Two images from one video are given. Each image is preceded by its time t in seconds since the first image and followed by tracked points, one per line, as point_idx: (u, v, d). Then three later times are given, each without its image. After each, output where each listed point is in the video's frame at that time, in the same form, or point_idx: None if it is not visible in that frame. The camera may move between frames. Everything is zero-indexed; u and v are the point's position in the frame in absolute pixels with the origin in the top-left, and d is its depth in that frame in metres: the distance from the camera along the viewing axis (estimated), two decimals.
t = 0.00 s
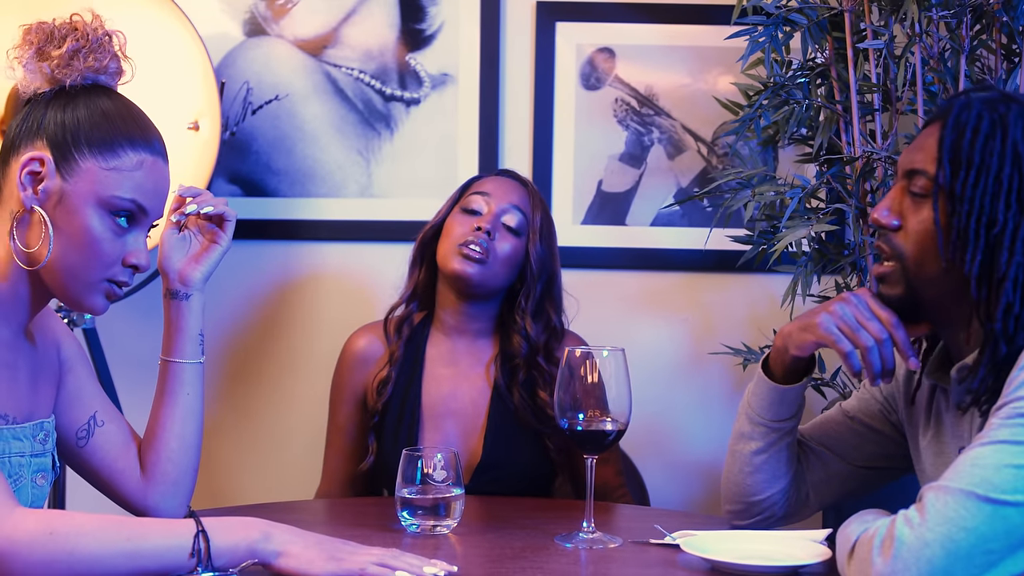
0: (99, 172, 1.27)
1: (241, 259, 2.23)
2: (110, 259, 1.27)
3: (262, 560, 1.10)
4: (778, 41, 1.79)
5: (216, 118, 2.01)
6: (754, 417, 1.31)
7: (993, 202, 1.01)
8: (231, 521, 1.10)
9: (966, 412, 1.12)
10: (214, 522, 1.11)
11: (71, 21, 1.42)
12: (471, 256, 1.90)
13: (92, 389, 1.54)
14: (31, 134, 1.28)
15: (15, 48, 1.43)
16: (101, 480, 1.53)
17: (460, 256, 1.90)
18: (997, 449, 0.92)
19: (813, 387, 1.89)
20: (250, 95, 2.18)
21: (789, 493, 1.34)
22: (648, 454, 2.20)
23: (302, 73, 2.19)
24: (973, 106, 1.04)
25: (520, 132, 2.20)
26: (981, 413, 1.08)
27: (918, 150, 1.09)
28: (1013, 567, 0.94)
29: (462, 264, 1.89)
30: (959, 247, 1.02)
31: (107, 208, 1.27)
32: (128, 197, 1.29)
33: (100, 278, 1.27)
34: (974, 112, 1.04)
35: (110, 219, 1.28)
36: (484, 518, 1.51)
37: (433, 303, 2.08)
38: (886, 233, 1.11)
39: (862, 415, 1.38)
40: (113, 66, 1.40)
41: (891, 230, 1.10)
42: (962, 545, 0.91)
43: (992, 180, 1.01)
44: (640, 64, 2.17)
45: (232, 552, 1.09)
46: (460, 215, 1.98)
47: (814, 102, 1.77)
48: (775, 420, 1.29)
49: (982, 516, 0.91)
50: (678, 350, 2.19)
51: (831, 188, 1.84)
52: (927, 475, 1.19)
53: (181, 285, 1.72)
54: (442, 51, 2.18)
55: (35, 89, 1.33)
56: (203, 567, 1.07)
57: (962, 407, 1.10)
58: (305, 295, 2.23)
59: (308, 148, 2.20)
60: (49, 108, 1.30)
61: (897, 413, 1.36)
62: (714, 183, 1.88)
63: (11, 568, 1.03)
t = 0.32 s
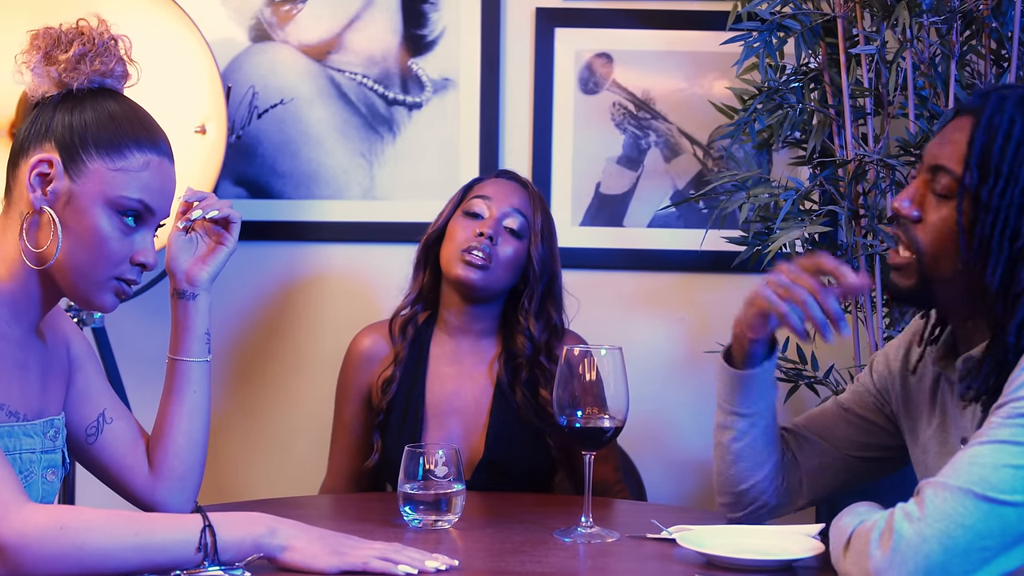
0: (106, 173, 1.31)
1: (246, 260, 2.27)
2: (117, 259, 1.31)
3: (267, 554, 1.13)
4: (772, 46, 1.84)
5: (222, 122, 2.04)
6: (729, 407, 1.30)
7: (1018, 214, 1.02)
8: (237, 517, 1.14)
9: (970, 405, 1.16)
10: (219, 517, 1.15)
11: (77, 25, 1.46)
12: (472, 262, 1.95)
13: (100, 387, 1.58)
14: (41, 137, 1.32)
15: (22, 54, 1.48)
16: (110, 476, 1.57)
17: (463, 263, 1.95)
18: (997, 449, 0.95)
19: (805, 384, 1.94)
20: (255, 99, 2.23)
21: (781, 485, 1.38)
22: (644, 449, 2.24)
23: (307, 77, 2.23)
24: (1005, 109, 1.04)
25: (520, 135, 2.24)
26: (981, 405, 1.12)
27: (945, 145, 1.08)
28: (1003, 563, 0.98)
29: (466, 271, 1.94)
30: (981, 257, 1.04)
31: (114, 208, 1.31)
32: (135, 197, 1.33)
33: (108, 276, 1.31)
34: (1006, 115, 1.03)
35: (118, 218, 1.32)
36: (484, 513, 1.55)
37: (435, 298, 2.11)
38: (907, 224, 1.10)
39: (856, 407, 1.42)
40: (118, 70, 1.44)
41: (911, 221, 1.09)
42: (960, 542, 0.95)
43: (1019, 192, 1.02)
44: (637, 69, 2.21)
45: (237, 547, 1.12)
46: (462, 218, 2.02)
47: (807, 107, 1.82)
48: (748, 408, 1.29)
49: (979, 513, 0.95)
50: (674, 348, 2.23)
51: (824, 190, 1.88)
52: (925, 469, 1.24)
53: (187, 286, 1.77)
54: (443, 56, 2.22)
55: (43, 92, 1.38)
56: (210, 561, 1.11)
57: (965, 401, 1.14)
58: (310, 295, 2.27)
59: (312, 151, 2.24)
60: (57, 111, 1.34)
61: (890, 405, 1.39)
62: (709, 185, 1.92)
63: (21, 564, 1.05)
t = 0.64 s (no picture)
0: (113, 173, 1.36)
1: (251, 261, 2.31)
2: (125, 258, 1.36)
3: (273, 548, 1.16)
4: (766, 52, 1.88)
5: (228, 126, 2.10)
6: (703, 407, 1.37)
7: (996, 257, 0.99)
8: (243, 512, 1.17)
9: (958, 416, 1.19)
10: (225, 512, 1.17)
11: (83, 30, 1.52)
12: (478, 265, 1.99)
13: (109, 385, 1.62)
14: (49, 138, 1.37)
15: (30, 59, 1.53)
16: (118, 472, 1.61)
17: (469, 266, 1.99)
18: (987, 450, 0.95)
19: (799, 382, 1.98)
20: (261, 103, 2.27)
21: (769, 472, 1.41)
22: (642, 445, 2.28)
23: (311, 82, 2.27)
24: (974, 144, 1.01)
25: (520, 138, 2.28)
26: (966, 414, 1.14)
27: (918, 183, 1.06)
28: (997, 567, 0.97)
29: (472, 274, 1.98)
30: (960, 299, 1.03)
31: (122, 207, 1.36)
32: (141, 197, 1.38)
33: (117, 273, 1.36)
34: (974, 150, 1.00)
35: (126, 217, 1.36)
36: (485, 508, 1.59)
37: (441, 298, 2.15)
38: (890, 263, 1.11)
39: (854, 402, 1.45)
40: (124, 73, 1.49)
41: (894, 261, 1.10)
42: (946, 540, 0.95)
43: (993, 238, 0.99)
44: (634, 73, 2.25)
45: (244, 541, 1.15)
46: (462, 222, 2.06)
47: (801, 110, 1.86)
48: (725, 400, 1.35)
49: (966, 513, 0.94)
50: (670, 346, 2.27)
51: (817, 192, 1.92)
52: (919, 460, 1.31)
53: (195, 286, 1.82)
54: (445, 61, 2.27)
55: (51, 95, 1.42)
56: (216, 555, 1.14)
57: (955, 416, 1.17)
58: (315, 294, 2.31)
59: (317, 154, 2.28)
60: (64, 114, 1.38)
61: (887, 404, 1.42)
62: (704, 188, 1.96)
63: (32, 559, 1.08)
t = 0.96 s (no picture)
0: (122, 174, 1.40)
1: (258, 261, 2.35)
2: (134, 258, 1.40)
3: (279, 542, 1.19)
4: (760, 57, 1.93)
5: (234, 129, 2.13)
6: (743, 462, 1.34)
7: (979, 222, 1.02)
8: (249, 507, 1.20)
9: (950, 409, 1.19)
10: (231, 507, 1.21)
11: (90, 36, 1.56)
12: (518, 268, 2.02)
13: (117, 383, 1.67)
14: (58, 142, 1.41)
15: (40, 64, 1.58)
16: (128, 468, 1.65)
17: (511, 271, 2.01)
18: (972, 445, 0.97)
19: (793, 380, 2.02)
20: (267, 108, 2.32)
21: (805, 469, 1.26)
22: (639, 441, 2.33)
23: (316, 87, 2.32)
24: (959, 124, 1.05)
25: (519, 142, 2.33)
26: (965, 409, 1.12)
27: (906, 163, 1.10)
28: (982, 559, 0.99)
29: (516, 278, 2.01)
30: (947, 266, 1.05)
31: (130, 208, 1.40)
32: (149, 197, 1.42)
33: (126, 272, 1.40)
34: (959, 128, 1.04)
35: (135, 217, 1.41)
36: (486, 503, 1.64)
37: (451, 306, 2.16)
38: (879, 241, 1.14)
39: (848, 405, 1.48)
40: (130, 77, 1.54)
41: (882, 237, 1.13)
42: (930, 534, 0.97)
43: (978, 202, 1.02)
44: (631, 78, 2.30)
45: (250, 535, 1.19)
46: (483, 231, 2.06)
47: (794, 115, 1.91)
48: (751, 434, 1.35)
49: (951, 507, 0.97)
50: (666, 344, 2.32)
51: (810, 195, 1.96)
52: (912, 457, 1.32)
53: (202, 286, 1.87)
54: (446, 66, 2.31)
55: (60, 100, 1.47)
56: (223, 549, 1.17)
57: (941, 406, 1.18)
58: (322, 293, 2.36)
59: (321, 158, 2.33)
60: (73, 118, 1.43)
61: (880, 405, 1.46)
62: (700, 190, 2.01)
63: (43, 552, 1.12)
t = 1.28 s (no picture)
0: (131, 177, 1.45)
1: (263, 262, 2.40)
2: (143, 258, 1.45)
3: (284, 536, 1.22)
4: (754, 63, 1.97)
5: (240, 133, 2.18)
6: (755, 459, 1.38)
7: (976, 181, 1.08)
8: (255, 501, 1.23)
9: (958, 399, 1.17)
10: (238, 502, 1.24)
11: (100, 42, 1.61)
12: (477, 266, 2.08)
13: (126, 381, 1.71)
14: (69, 145, 1.46)
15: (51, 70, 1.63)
16: (137, 464, 1.70)
17: (470, 270, 2.08)
18: (971, 443, 1.01)
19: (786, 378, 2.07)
20: (273, 112, 2.36)
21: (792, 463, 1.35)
22: (637, 437, 2.37)
23: (321, 91, 2.36)
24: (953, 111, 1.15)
25: (519, 145, 2.38)
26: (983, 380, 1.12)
27: (908, 151, 1.19)
28: (979, 555, 1.02)
29: (477, 275, 2.08)
30: (948, 225, 1.11)
31: (139, 209, 1.45)
32: (158, 199, 1.47)
33: (136, 272, 1.45)
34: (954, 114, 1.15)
35: (144, 218, 1.45)
36: (486, 498, 1.68)
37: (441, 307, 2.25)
38: (880, 227, 1.20)
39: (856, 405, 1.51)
40: (139, 82, 1.59)
41: (884, 223, 1.19)
42: (929, 529, 1.01)
43: (973, 164, 1.09)
44: (629, 84, 2.35)
45: (256, 529, 1.21)
46: (446, 235, 2.15)
47: (788, 119, 1.96)
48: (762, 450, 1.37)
49: (949, 503, 1.00)
50: (663, 343, 2.36)
51: (803, 197, 2.00)
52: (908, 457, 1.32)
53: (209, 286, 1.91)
54: (447, 71, 2.36)
55: (69, 104, 1.51)
56: (230, 543, 1.20)
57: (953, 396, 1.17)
58: (326, 293, 2.40)
59: (326, 161, 2.38)
60: (83, 122, 1.48)
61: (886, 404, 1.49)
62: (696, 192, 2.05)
63: (53, 546, 1.13)
